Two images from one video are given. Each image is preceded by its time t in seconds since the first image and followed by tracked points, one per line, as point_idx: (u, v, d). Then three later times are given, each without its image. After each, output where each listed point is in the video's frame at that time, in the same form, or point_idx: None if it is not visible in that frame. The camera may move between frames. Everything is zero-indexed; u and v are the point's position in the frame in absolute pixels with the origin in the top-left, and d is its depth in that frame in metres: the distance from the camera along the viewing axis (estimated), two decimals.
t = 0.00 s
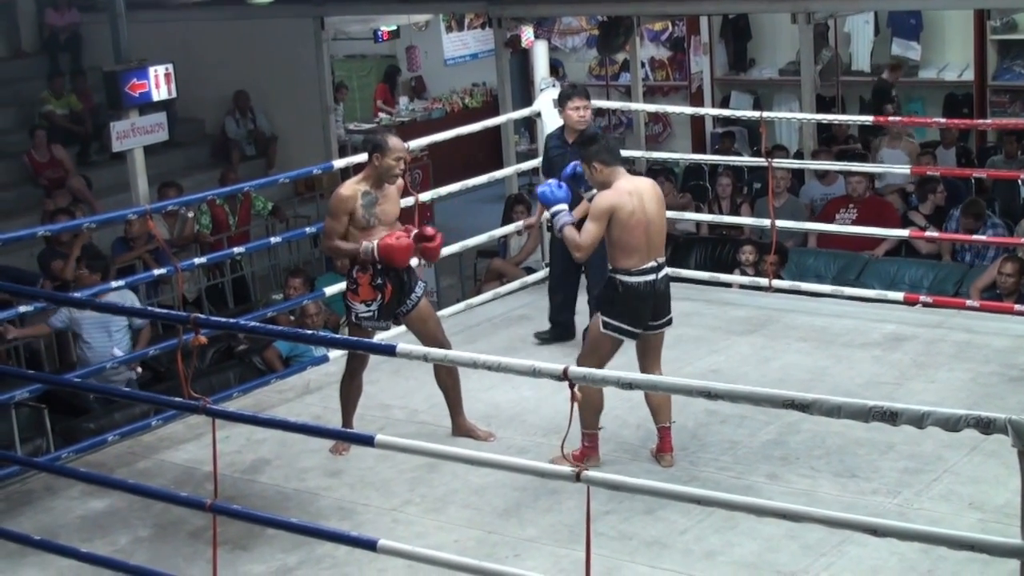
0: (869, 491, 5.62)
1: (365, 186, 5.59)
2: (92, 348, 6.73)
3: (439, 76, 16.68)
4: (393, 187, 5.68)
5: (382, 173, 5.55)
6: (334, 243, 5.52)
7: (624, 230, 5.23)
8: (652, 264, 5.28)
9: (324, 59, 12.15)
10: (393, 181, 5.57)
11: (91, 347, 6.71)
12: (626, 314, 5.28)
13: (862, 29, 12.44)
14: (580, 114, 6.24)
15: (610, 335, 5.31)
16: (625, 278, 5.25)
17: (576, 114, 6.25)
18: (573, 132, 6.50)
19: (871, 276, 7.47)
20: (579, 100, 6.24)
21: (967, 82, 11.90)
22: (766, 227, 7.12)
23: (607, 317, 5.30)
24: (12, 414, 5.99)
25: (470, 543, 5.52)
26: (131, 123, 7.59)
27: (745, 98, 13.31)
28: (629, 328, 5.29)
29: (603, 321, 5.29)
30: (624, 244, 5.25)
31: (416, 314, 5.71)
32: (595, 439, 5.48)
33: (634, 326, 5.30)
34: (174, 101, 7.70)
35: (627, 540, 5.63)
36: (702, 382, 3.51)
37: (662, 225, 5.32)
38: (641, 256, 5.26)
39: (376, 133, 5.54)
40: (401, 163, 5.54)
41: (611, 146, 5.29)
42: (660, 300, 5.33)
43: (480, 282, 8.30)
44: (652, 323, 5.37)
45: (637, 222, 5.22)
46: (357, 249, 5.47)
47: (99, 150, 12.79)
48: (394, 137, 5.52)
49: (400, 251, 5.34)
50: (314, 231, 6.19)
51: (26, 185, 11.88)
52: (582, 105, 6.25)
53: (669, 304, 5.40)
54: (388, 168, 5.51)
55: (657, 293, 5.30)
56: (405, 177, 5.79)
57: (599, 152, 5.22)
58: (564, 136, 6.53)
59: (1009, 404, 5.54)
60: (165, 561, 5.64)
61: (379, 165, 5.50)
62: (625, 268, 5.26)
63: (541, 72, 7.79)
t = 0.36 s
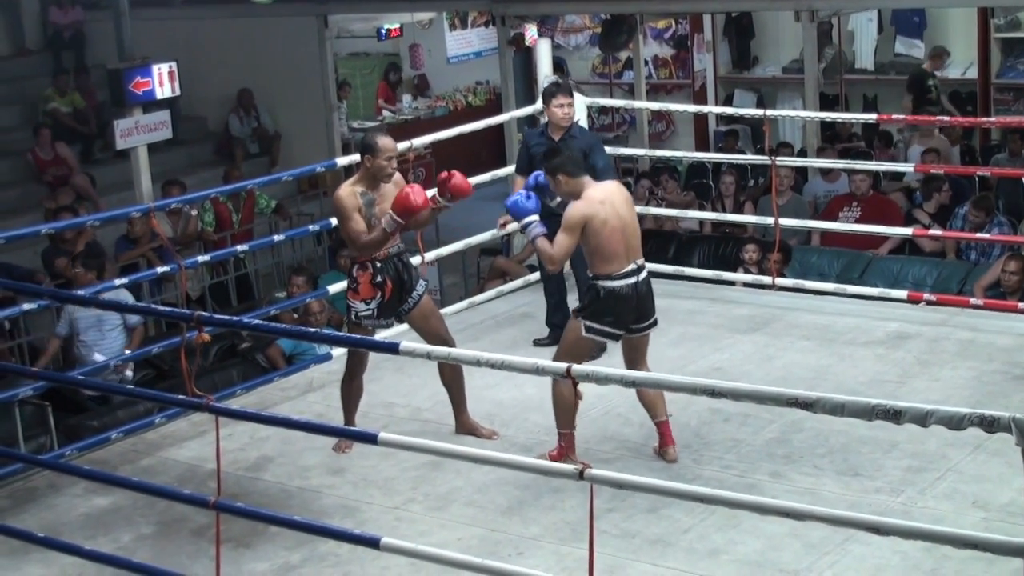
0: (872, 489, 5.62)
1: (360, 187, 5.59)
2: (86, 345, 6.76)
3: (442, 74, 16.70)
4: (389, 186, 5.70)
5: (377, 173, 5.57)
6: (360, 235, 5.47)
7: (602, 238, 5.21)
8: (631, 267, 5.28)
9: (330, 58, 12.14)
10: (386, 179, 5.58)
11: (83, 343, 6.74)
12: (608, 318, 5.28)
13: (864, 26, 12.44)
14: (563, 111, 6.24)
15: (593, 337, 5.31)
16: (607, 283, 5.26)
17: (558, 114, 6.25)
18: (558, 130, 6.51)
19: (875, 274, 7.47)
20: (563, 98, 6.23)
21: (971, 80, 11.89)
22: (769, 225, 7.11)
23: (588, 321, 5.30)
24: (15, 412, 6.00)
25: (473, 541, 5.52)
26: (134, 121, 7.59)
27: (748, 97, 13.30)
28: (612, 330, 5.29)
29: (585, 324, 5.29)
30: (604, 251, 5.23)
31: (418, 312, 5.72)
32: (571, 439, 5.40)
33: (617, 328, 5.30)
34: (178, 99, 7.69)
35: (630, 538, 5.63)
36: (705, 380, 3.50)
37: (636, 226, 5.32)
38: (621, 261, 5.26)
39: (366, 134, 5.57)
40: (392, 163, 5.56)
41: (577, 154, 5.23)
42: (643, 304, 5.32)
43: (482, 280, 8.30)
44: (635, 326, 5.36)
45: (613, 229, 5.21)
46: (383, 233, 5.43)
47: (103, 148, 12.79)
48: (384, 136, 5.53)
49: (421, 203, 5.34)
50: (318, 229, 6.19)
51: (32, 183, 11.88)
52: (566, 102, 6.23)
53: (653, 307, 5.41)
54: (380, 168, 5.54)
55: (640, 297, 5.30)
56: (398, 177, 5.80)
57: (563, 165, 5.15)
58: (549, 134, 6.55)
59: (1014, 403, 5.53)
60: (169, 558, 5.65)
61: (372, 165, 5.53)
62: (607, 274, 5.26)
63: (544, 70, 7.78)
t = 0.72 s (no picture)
0: (880, 488, 5.61)
1: (354, 179, 5.62)
2: (89, 346, 6.72)
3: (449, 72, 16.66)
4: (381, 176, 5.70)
5: (369, 163, 5.57)
6: (327, 234, 5.57)
7: (600, 231, 5.21)
8: (631, 261, 5.28)
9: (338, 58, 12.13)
10: (380, 168, 5.58)
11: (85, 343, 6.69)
12: (608, 313, 5.25)
13: (871, 25, 12.43)
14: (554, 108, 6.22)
15: (593, 333, 5.27)
16: (605, 275, 5.25)
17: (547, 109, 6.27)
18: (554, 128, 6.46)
19: (881, 272, 7.45)
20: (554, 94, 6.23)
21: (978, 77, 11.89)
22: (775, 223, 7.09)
23: (589, 315, 5.26)
24: (23, 409, 6.01)
25: (480, 540, 5.52)
26: (141, 120, 7.61)
27: (754, 95, 13.30)
28: (612, 325, 5.26)
29: (586, 319, 5.26)
30: (602, 244, 5.23)
31: (412, 304, 5.73)
32: (577, 439, 5.38)
33: (618, 322, 5.27)
34: (184, 98, 7.70)
35: (637, 537, 5.62)
36: (711, 378, 3.50)
37: (637, 221, 5.31)
38: (621, 254, 5.25)
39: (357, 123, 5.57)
40: (384, 151, 5.55)
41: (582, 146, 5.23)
42: (642, 297, 5.33)
43: (489, 279, 8.30)
44: (636, 320, 5.39)
45: (611, 222, 5.20)
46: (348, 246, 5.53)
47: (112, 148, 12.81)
48: (375, 124, 5.54)
49: (394, 248, 5.40)
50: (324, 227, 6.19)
51: (41, 183, 11.91)
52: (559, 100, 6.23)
53: (652, 301, 5.42)
54: (372, 157, 5.54)
55: (638, 290, 5.30)
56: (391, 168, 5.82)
57: (568, 155, 5.14)
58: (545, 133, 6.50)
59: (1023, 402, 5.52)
60: (175, 557, 5.65)
61: (364, 155, 5.52)
62: (605, 267, 5.25)
63: (550, 68, 7.76)
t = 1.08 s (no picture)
0: (891, 489, 5.60)
1: (369, 168, 5.70)
2: (101, 345, 6.72)
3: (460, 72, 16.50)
4: (396, 168, 5.76)
5: (383, 153, 5.67)
6: (356, 219, 5.55)
7: (631, 226, 5.22)
8: (657, 264, 5.27)
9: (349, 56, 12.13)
10: (393, 159, 5.68)
11: (100, 342, 6.68)
12: (630, 313, 5.25)
13: (884, 26, 12.41)
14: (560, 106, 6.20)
15: (613, 333, 5.27)
16: (628, 276, 5.25)
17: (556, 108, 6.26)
18: (563, 128, 6.40)
19: (894, 272, 7.45)
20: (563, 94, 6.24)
21: (992, 78, 11.87)
22: (787, 224, 7.09)
23: (611, 314, 5.26)
24: (35, 408, 6.02)
25: (491, 540, 5.52)
26: (154, 119, 7.63)
27: (767, 95, 13.28)
28: (633, 326, 5.25)
29: (606, 319, 5.26)
30: (628, 241, 5.24)
31: (418, 299, 5.91)
32: (589, 437, 5.37)
33: (638, 324, 5.26)
34: (197, 97, 7.71)
35: (649, 537, 5.62)
36: (725, 379, 3.49)
37: (669, 225, 5.31)
38: (645, 255, 5.25)
39: (370, 116, 5.65)
40: (396, 143, 5.62)
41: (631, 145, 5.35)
42: (665, 301, 5.31)
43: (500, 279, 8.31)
44: (657, 324, 5.37)
45: (641, 218, 5.21)
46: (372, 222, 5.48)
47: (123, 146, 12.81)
48: (388, 117, 5.61)
49: (411, 200, 5.31)
50: (336, 227, 6.19)
51: (51, 181, 11.92)
52: (568, 99, 6.25)
53: (677, 302, 5.39)
54: (385, 148, 5.60)
55: (663, 293, 5.28)
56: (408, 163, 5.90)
57: (610, 147, 5.30)
58: (555, 133, 6.43)
59: None
60: (187, 555, 5.66)
61: (378, 145, 5.59)
62: (629, 266, 5.25)
63: (563, 68, 7.76)
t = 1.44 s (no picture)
0: (900, 491, 5.60)
1: (411, 163, 5.82)
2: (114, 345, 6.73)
3: (468, 73, 16.66)
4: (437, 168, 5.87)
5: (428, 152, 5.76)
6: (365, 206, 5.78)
7: (627, 224, 5.26)
8: (659, 264, 5.25)
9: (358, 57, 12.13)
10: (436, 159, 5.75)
11: (121, 344, 6.72)
12: (632, 314, 5.24)
13: (894, 27, 12.41)
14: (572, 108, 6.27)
15: (617, 332, 5.26)
16: (630, 275, 5.24)
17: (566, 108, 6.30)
18: (574, 129, 6.44)
19: (904, 274, 7.45)
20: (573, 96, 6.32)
21: (1001, 80, 11.88)
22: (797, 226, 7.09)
23: (613, 313, 5.26)
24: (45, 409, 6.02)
25: (500, 541, 5.52)
26: (164, 120, 7.66)
27: (776, 97, 13.28)
28: (636, 327, 5.25)
29: (609, 318, 5.25)
30: (627, 239, 5.26)
31: (424, 298, 5.92)
32: (598, 440, 5.37)
33: (642, 324, 5.25)
34: (206, 98, 7.72)
35: (658, 539, 5.61)
36: (735, 380, 3.49)
37: (672, 227, 5.30)
38: (645, 255, 5.25)
39: (428, 112, 5.74)
40: (444, 144, 5.68)
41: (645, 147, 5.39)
42: (669, 301, 5.27)
43: (510, 280, 8.31)
44: (664, 323, 5.32)
45: (638, 216, 5.24)
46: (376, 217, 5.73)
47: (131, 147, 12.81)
48: (443, 118, 5.69)
49: (416, 236, 5.59)
50: (346, 228, 6.19)
51: (59, 182, 11.92)
52: (577, 101, 6.30)
53: (683, 303, 5.34)
54: (430, 146, 5.69)
55: (667, 294, 5.26)
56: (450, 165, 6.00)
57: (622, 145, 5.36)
58: (564, 134, 6.47)
59: None
60: (196, 556, 5.65)
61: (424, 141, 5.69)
62: (630, 265, 5.26)
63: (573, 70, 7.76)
